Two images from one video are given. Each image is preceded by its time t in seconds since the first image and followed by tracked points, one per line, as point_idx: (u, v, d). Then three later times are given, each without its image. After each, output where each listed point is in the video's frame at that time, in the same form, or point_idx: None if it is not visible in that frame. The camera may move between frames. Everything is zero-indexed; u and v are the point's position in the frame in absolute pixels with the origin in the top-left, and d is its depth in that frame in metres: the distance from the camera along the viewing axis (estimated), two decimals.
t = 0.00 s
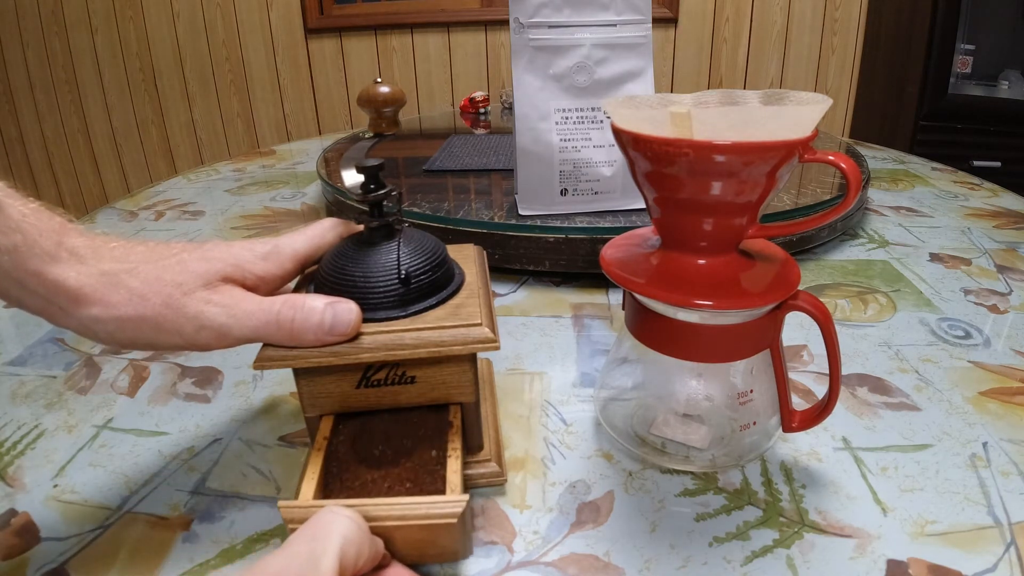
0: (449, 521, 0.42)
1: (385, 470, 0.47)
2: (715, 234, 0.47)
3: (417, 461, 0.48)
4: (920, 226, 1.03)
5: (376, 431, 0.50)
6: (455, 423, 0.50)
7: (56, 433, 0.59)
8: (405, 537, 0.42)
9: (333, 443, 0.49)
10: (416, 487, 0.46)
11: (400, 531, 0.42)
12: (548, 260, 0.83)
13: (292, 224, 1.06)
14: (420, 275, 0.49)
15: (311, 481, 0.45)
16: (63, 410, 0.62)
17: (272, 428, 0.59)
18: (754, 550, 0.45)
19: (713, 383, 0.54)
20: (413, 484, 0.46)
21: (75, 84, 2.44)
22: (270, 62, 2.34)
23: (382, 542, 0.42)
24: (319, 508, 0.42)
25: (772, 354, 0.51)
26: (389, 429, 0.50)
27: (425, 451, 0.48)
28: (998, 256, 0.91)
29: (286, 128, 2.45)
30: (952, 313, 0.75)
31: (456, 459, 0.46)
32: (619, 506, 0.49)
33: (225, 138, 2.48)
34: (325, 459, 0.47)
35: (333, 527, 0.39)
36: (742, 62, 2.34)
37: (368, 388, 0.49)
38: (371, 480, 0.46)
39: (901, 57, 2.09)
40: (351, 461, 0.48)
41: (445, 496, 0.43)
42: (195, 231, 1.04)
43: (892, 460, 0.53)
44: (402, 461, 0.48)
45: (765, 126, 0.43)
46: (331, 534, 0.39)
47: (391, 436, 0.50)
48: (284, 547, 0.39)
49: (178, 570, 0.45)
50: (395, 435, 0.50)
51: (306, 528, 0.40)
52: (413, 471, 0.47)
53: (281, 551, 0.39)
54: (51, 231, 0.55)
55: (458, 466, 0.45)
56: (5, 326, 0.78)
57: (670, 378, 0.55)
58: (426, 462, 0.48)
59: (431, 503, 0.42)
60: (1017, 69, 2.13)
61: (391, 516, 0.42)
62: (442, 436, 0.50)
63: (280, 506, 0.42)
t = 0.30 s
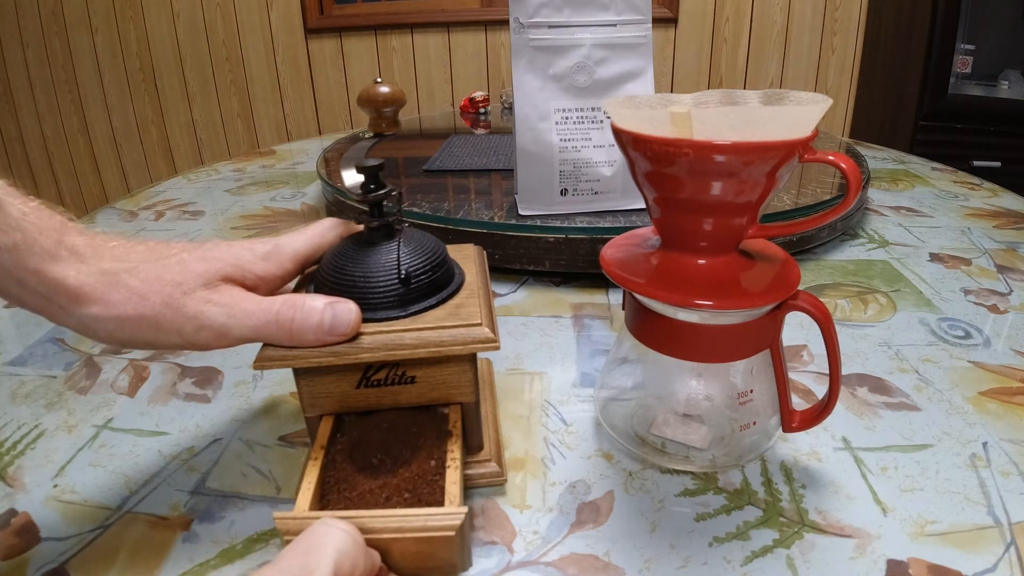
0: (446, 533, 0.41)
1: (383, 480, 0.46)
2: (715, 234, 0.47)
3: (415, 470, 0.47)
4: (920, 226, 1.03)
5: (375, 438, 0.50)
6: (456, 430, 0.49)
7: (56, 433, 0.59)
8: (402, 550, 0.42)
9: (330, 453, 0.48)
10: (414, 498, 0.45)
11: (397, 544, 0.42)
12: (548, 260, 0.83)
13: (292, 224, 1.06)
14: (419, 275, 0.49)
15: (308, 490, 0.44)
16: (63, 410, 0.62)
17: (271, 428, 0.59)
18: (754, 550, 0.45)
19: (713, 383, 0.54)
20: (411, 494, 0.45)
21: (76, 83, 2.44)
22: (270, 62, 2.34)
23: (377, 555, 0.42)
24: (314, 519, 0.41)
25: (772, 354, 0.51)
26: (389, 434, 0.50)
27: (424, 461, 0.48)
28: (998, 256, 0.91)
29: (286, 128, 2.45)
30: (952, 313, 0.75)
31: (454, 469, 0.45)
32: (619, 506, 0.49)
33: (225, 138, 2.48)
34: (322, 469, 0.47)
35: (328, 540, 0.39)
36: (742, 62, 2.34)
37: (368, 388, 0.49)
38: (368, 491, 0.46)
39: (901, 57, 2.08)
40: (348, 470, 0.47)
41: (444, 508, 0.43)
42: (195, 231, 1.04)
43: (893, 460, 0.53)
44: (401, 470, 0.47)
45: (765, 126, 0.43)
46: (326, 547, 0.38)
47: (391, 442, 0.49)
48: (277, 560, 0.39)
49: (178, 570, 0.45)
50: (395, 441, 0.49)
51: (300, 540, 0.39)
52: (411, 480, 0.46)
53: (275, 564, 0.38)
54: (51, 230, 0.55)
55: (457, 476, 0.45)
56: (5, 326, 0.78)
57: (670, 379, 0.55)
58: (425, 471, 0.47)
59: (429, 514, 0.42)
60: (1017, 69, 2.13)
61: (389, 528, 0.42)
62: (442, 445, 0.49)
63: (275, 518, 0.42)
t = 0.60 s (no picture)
0: (444, 541, 0.40)
1: (381, 487, 0.45)
2: (715, 234, 0.47)
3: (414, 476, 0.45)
4: (920, 226, 1.03)
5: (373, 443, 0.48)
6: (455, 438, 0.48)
7: (56, 433, 0.59)
8: (399, 559, 0.41)
9: (327, 459, 0.47)
10: (412, 506, 0.43)
11: (393, 554, 0.41)
12: (549, 260, 0.83)
13: (292, 224, 1.06)
14: (420, 275, 0.49)
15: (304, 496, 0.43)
16: (63, 410, 0.62)
17: (271, 428, 0.59)
18: (754, 550, 0.45)
19: (713, 383, 0.54)
20: (409, 501, 0.44)
21: (76, 84, 2.44)
22: (270, 62, 2.34)
23: (374, 564, 0.41)
24: (310, 528, 0.40)
25: (772, 354, 0.51)
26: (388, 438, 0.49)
27: (422, 467, 0.46)
28: (998, 256, 0.91)
29: (286, 128, 2.45)
30: (952, 313, 0.75)
31: (452, 477, 0.44)
32: (619, 505, 0.49)
33: (225, 138, 2.48)
34: (319, 476, 0.45)
35: (321, 549, 0.38)
36: (741, 62, 2.34)
37: (368, 388, 0.49)
38: (366, 498, 0.44)
39: (901, 57, 2.08)
40: (346, 477, 0.46)
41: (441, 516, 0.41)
42: (194, 231, 1.04)
43: (893, 460, 0.53)
44: (399, 477, 0.46)
45: (766, 126, 0.43)
46: (320, 557, 0.37)
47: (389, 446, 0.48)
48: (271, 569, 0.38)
49: (178, 570, 0.45)
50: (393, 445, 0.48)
51: (293, 549, 0.38)
52: (409, 486, 0.45)
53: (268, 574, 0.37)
54: (51, 229, 0.55)
55: (456, 484, 0.43)
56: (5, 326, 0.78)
57: (670, 379, 0.55)
58: (424, 478, 0.45)
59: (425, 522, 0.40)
60: (1017, 69, 2.13)
61: (385, 537, 0.40)
62: (441, 452, 0.47)
63: (270, 526, 0.41)
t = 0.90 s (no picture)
0: (439, 559, 0.38)
1: (377, 499, 0.44)
2: (715, 234, 0.47)
3: (411, 489, 0.45)
4: (920, 226, 1.03)
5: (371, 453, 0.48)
6: (454, 449, 0.47)
7: (56, 433, 0.59)
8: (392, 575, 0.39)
9: (323, 468, 0.46)
10: (408, 519, 0.43)
11: (386, 569, 0.39)
12: (549, 260, 0.83)
13: (292, 224, 1.06)
14: (420, 275, 0.49)
15: (298, 507, 0.42)
16: (63, 410, 0.62)
17: (272, 428, 0.59)
18: (754, 550, 0.45)
19: (712, 383, 0.54)
20: (405, 514, 0.43)
21: (76, 84, 2.44)
22: (270, 62, 2.34)
23: None
24: (301, 542, 0.39)
25: (772, 354, 0.51)
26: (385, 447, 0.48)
27: (420, 480, 0.45)
28: (998, 256, 0.91)
29: (286, 128, 2.45)
30: (952, 313, 0.75)
31: (450, 490, 0.43)
32: (619, 505, 0.49)
33: (225, 138, 2.48)
34: (314, 485, 0.44)
35: (310, 565, 0.36)
36: (741, 62, 2.34)
37: (368, 388, 0.49)
38: (362, 510, 0.43)
39: (901, 58, 2.08)
40: (342, 487, 0.45)
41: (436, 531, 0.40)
42: (194, 231, 1.04)
43: (892, 460, 0.53)
44: (395, 488, 0.45)
45: (766, 126, 0.43)
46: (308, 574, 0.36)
47: (387, 456, 0.47)
48: None
49: (178, 570, 0.45)
50: (392, 455, 0.47)
51: (281, 564, 0.37)
52: (405, 498, 0.44)
53: None
54: (50, 229, 0.55)
55: (452, 498, 0.42)
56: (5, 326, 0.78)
57: (670, 379, 0.55)
58: (420, 491, 0.45)
59: (419, 539, 0.39)
60: (1017, 69, 2.12)
61: (378, 553, 0.39)
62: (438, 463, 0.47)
63: (261, 538, 0.39)
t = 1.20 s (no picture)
0: None
1: (378, 512, 0.44)
2: (715, 234, 0.47)
3: (413, 502, 0.44)
4: (920, 226, 1.03)
5: (374, 464, 0.47)
6: (458, 463, 0.46)
7: (56, 433, 0.59)
8: None
9: (324, 478, 0.46)
10: (408, 534, 0.42)
11: None
12: (549, 260, 0.83)
13: (292, 224, 1.06)
14: (420, 275, 0.49)
15: (296, 519, 0.42)
16: (63, 410, 0.62)
17: (272, 428, 0.59)
18: (754, 550, 0.45)
19: (712, 383, 0.54)
20: (405, 529, 0.42)
21: (76, 84, 2.44)
22: (270, 62, 2.34)
23: None
24: (296, 556, 0.39)
25: (772, 354, 0.51)
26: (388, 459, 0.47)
27: (422, 493, 0.45)
28: (998, 256, 0.91)
29: (287, 128, 2.45)
30: (952, 313, 0.75)
31: (451, 505, 0.42)
32: (619, 505, 0.49)
33: (225, 138, 2.48)
34: (315, 495, 0.44)
35: None
36: (741, 62, 2.34)
37: (367, 388, 0.49)
38: (361, 523, 0.43)
39: (901, 58, 2.08)
40: (343, 498, 0.45)
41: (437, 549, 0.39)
42: (194, 231, 1.04)
43: (893, 460, 0.53)
44: (397, 501, 0.44)
45: (766, 126, 0.43)
46: None
47: (390, 468, 0.47)
48: None
49: (178, 570, 0.45)
50: (395, 467, 0.47)
51: None
52: (406, 512, 0.43)
53: None
54: (50, 229, 0.55)
55: (453, 513, 0.41)
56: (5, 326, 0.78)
57: (670, 379, 0.55)
58: (422, 505, 0.44)
59: (418, 556, 0.38)
60: (1017, 68, 2.12)
61: (375, 570, 0.39)
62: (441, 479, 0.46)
63: (257, 549, 0.39)
